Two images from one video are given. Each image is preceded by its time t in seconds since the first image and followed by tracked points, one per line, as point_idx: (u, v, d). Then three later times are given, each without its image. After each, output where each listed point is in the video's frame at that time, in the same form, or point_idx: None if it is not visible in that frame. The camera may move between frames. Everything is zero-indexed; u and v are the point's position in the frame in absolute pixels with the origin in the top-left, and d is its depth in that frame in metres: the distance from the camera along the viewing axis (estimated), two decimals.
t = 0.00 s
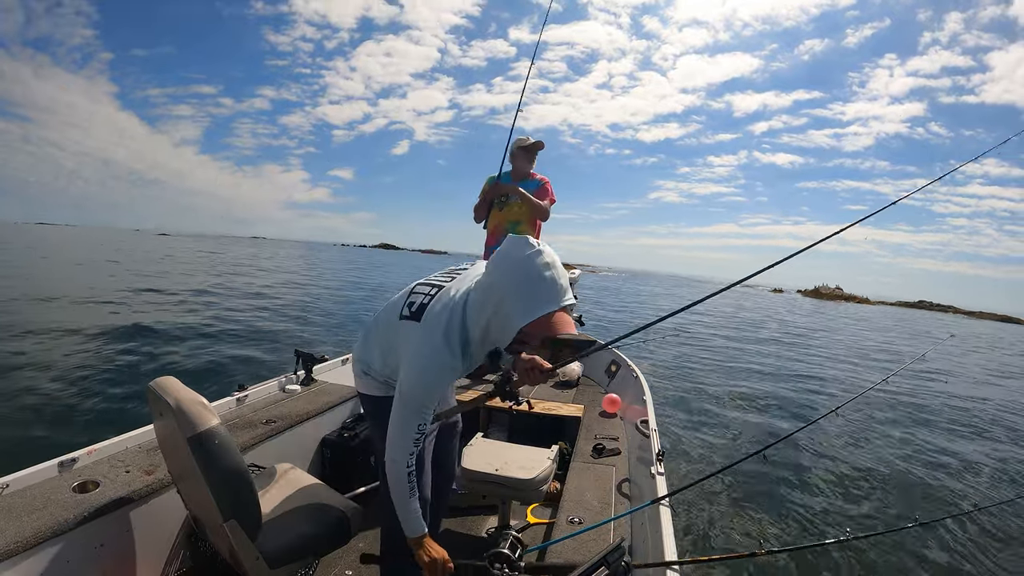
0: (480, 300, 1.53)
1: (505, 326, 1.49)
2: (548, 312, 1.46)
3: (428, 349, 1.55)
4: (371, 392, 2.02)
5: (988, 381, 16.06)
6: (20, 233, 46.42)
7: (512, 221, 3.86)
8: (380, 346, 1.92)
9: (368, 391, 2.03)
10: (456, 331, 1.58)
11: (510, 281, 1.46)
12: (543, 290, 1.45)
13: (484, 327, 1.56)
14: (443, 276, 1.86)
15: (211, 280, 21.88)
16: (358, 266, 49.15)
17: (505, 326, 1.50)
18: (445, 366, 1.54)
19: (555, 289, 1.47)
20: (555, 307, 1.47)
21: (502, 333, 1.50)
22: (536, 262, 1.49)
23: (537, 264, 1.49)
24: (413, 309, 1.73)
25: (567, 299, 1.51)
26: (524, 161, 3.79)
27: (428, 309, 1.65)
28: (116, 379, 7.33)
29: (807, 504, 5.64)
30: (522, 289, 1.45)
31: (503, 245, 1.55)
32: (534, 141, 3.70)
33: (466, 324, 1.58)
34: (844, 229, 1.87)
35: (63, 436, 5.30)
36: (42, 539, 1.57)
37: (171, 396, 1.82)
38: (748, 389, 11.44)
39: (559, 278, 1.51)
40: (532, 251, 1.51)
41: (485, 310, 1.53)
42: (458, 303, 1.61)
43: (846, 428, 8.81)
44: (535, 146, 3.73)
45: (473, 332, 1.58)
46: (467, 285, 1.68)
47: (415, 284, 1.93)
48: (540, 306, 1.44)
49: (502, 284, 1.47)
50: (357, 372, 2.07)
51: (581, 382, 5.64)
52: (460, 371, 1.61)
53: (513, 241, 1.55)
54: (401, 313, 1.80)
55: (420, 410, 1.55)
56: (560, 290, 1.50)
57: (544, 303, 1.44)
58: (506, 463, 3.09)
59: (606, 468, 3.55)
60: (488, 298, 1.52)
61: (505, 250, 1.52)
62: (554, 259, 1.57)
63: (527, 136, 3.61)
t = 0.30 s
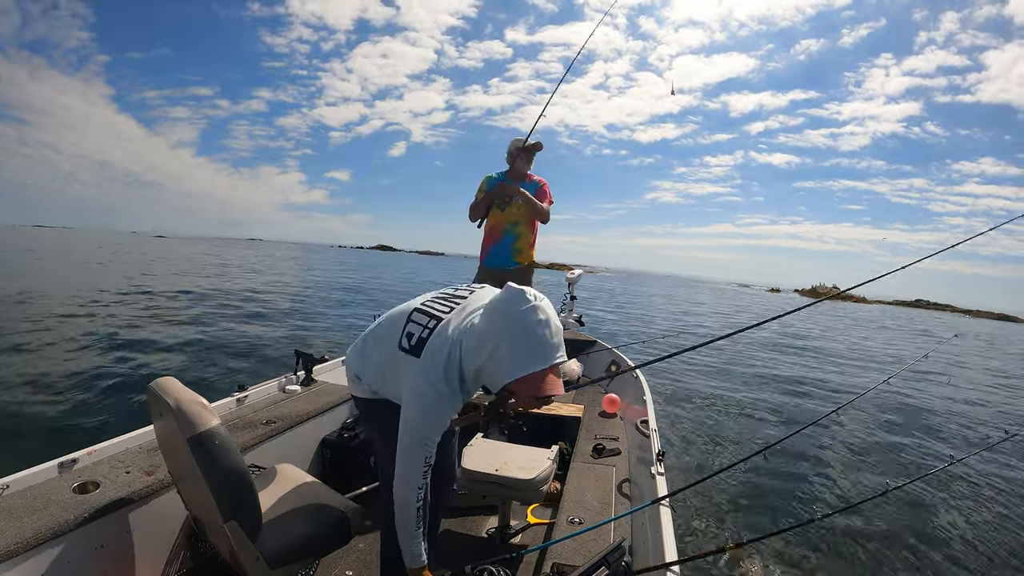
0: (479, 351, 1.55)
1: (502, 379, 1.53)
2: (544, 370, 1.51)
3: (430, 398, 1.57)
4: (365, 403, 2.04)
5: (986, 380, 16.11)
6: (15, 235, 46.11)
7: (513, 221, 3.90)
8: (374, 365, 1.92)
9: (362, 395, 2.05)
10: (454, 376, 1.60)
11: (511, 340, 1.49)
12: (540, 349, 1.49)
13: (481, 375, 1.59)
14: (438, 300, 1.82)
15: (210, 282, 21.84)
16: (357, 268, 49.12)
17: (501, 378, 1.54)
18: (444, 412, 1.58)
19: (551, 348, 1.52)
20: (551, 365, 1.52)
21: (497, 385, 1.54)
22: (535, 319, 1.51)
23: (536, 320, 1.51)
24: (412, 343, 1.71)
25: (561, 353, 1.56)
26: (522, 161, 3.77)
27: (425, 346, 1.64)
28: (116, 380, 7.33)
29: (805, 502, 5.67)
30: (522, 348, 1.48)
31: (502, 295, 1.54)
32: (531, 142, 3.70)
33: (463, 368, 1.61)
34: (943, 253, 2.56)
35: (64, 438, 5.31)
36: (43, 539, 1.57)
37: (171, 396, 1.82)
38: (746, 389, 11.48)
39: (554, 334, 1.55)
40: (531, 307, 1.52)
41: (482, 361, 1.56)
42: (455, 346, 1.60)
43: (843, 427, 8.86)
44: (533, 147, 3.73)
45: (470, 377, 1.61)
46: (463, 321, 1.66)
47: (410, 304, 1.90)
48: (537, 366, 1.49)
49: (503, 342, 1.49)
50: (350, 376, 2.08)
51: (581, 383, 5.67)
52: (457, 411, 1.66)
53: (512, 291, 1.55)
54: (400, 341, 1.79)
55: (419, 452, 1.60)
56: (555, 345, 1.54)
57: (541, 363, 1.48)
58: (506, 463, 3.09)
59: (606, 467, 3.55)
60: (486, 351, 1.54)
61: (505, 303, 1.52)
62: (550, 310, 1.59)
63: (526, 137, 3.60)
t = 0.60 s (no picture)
0: (479, 394, 1.53)
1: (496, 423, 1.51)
2: (541, 417, 1.49)
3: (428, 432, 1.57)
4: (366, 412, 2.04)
5: (981, 394, 16.21)
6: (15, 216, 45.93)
7: (513, 220, 3.86)
8: (376, 381, 1.89)
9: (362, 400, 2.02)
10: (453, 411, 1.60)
11: (508, 387, 1.46)
12: (539, 403, 1.48)
13: (479, 413, 1.58)
14: (444, 324, 1.79)
15: (210, 269, 21.82)
16: (357, 260, 49.10)
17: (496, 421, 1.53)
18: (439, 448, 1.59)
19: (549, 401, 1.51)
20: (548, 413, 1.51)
21: (488, 428, 1.52)
22: (536, 366, 1.50)
23: (538, 367, 1.50)
24: (416, 370, 1.69)
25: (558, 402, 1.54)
26: (521, 163, 3.71)
27: (428, 380, 1.62)
28: (114, 365, 7.31)
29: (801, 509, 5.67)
30: (521, 394, 1.46)
31: (506, 339, 1.51)
32: (532, 145, 3.65)
33: (463, 403, 1.60)
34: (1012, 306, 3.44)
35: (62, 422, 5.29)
36: (42, 539, 1.54)
37: (171, 395, 1.79)
38: (743, 396, 11.52)
39: (555, 380, 1.54)
40: (533, 351, 1.51)
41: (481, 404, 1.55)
42: (456, 381, 1.58)
43: (839, 437, 8.89)
44: (534, 150, 3.68)
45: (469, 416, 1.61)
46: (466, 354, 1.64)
47: (418, 323, 1.86)
48: (535, 414, 1.48)
49: (498, 389, 1.47)
50: (352, 381, 2.06)
51: (581, 383, 5.67)
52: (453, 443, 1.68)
53: (515, 335, 1.53)
54: (404, 365, 1.77)
55: (420, 478, 1.63)
56: (555, 394, 1.52)
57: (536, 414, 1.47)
58: (506, 464, 3.07)
59: (606, 467, 3.54)
60: (484, 396, 1.52)
61: (507, 347, 1.49)
62: (552, 352, 1.57)
63: (526, 137, 3.54)
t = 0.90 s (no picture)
0: (499, 335, 1.47)
1: (526, 361, 1.43)
2: (567, 341, 1.42)
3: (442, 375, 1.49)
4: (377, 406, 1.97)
5: (975, 407, 16.28)
6: (17, 197, 45.75)
7: (514, 222, 3.82)
8: (387, 363, 1.85)
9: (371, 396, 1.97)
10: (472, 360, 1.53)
11: (528, 313, 1.41)
12: (562, 322, 1.41)
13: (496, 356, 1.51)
14: (459, 294, 1.81)
15: (210, 257, 21.81)
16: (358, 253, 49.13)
17: (521, 359, 1.44)
18: (462, 400, 1.50)
19: (572, 321, 1.44)
20: (574, 335, 1.43)
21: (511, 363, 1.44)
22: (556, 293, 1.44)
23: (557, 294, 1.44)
24: (430, 331, 1.68)
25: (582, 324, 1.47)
26: (521, 165, 3.68)
27: (443, 333, 1.59)
28: (113, 351, 7.30)
29: (795, 518, 5.69)
30: (540, 320, 1.41)
31: (517, 269, 1.50)
32: (532, 148, 3.61)
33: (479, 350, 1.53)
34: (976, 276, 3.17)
35: (59, 408, 5.28)
36: (42, 538, 1.53)
37: (171, 394, 1.78)
38: (739, 402, 11.54)
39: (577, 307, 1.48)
40: (551, 278, 1.46)
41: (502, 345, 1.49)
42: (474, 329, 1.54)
43: (834, 447, 8.91)
44: (535, 152, 3.65)
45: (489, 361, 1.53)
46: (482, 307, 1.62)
47: (427, 297, 1.88)
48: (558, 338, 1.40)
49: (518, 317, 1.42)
50: (358, 376, 2.03)
51: (580, 383, 5.67)
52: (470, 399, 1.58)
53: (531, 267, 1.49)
54: (416, 332, 1.75)
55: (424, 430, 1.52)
56: (577, 316, 1.45)
57: (563, 335, 1.40)
58: (506, 463, 3.05)
59: (606, 467, 3.53)
60: (505, 333, 1.46)
61: (522, 278, 1.46)
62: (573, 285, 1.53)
63: (529, 140, 3.48)
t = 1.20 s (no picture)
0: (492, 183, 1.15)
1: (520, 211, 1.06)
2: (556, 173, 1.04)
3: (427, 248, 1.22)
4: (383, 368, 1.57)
5: (973, 409, 16.31)
6: (16, 198, 45.70)
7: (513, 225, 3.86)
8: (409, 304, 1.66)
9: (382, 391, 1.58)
10: (479, 217, 1.22)
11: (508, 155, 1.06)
12: (556, 133, 1.07)
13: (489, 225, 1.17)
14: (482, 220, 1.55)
15: (211, 258, 21.87)
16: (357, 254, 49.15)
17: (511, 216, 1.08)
18: (448, 258, 1.18)
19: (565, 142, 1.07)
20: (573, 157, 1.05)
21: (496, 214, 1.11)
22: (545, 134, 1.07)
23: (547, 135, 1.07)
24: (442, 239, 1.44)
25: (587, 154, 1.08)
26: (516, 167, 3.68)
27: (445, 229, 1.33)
28: (114, 351, 7.34)
29: (795, 520, 5.68)
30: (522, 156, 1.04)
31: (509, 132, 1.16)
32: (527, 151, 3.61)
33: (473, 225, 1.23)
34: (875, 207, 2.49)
35: (61, 408, 5.32)
36: (42, 538, 1.53)
37: (171, 394, 1.78)
38: (738, 403, 11.58)
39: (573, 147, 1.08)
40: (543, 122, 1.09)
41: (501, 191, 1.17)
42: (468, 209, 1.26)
43: (833, 448, 8.92)
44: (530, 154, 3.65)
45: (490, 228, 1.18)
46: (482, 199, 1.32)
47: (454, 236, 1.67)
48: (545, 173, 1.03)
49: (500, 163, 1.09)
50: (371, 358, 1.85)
51: (580, 383, 5.69)
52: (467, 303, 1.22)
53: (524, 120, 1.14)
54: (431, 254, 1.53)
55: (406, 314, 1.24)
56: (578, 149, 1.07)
57: (558, 145, 1.02)
58: (506, 463, 3.05)
59: (606, 467, 3.53)
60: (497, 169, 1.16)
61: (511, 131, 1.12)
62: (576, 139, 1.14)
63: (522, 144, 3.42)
